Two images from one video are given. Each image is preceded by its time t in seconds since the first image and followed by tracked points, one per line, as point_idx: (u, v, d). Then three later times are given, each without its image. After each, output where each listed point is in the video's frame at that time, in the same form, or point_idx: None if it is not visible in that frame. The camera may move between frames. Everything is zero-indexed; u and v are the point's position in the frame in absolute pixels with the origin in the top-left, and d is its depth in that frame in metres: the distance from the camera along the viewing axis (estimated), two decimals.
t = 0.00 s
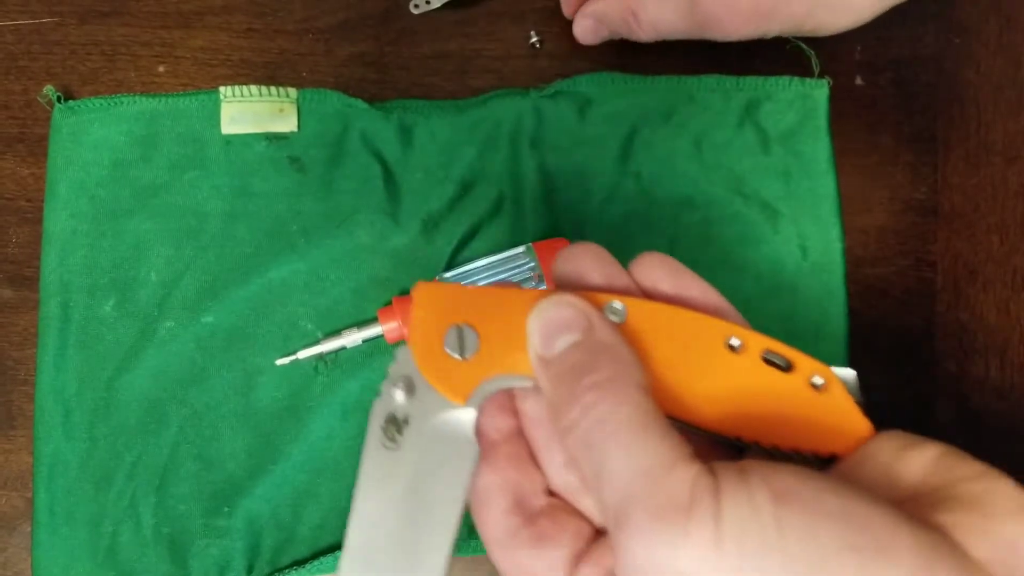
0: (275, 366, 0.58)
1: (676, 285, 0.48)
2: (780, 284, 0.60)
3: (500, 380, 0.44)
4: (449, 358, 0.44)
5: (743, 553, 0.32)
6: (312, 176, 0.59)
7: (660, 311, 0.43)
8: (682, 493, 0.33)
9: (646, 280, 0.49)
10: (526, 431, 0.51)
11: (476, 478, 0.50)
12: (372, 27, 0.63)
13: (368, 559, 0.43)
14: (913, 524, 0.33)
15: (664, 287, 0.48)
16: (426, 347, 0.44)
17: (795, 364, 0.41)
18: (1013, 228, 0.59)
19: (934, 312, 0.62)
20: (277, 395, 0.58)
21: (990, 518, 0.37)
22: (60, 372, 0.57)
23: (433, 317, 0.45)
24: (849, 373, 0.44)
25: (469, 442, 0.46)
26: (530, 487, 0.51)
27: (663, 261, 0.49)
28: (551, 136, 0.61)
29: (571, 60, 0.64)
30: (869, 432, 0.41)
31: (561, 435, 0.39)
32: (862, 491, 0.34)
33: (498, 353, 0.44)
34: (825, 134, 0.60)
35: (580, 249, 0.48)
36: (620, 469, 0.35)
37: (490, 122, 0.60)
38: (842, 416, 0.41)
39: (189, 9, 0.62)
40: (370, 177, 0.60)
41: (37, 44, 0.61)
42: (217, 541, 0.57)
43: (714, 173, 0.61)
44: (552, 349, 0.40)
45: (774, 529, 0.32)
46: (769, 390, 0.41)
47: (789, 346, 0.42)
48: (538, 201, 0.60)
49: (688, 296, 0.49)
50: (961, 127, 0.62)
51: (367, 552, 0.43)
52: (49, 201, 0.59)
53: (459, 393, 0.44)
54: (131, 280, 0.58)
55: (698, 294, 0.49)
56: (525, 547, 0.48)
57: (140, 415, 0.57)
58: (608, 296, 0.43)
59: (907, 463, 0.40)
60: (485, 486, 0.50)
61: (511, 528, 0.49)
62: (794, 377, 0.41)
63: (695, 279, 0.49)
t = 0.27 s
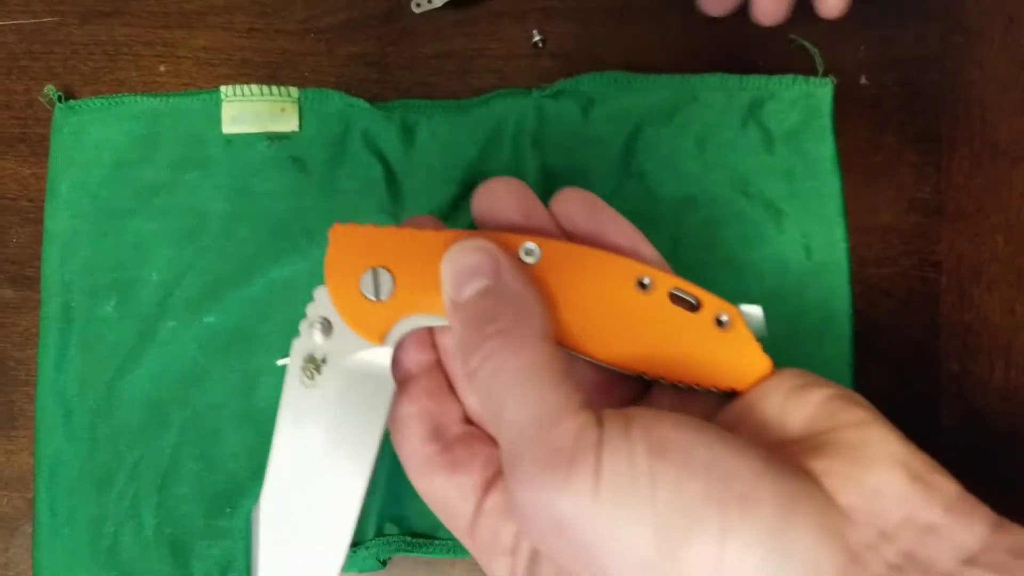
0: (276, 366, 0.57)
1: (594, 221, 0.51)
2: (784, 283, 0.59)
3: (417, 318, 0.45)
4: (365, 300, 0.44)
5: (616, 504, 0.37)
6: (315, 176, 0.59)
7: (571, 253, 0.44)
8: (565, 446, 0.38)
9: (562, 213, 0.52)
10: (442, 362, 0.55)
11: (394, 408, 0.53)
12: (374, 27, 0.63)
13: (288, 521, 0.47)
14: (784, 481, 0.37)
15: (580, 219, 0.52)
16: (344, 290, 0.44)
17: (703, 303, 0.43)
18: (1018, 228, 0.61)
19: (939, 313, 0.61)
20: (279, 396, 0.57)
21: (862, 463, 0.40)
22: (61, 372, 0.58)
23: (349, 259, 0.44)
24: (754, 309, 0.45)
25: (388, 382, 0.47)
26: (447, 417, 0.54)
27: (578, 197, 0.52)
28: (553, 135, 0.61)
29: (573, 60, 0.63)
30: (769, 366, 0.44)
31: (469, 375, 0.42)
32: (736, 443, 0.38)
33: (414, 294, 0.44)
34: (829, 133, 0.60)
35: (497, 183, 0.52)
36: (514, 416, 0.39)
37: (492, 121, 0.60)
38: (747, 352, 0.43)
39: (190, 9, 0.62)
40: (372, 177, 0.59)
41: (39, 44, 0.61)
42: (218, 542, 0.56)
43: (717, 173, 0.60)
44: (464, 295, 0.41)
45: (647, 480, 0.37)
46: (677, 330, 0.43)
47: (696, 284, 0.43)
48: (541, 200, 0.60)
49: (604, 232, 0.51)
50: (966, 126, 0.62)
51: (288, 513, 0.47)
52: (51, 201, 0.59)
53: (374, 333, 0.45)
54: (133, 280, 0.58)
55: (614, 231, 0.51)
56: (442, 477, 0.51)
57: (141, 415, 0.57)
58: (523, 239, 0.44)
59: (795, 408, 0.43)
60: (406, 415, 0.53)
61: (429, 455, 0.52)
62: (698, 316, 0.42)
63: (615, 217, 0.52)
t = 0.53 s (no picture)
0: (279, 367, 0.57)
1: (574, 188, 0.51)
2: (788, 283, 0.59)
3: (386, 280, 0.46)
4: (335, 257, 0.45)
5: (568, 483, 0.37)
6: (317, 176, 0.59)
7: (548, 220, 0.45)
8: (524, 420, 0.38)
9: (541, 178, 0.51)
10: (413, 323, 0.55)
11: (360, 366, 0.53)
12: (377, 26, 0.63)
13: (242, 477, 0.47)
14: (738, 465, 0.38)
15: (561, 188, 0.51)
16: (314, 246, 0.45)
17: (678, 278, 0.44)
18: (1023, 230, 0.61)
19: (945, 313, 0.61)
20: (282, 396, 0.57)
21: (823, 449, 0.40)
22: (63, 373, 0.57)
23: (324, 215, 0.45)
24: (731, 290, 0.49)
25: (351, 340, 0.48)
26: (414, 377, 0.54)
27: (561, 164, 0.51)
28: (557, 135, 0.60)
29: (576, 60, 0.63)
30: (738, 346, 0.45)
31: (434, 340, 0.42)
32: (694, 426, 0.39)
33: (387, 256, 0.45)
34: (834, 133, 0.60)
35: (477, 144, 0.51)
36: (476, 385, 0.39)
37: (495, 121, 0.60)
38: (716, 330, 0.44)
39: (193, 8, 0.62)
40: (374, 176, 0.59)
41: (42, 44, 0.61)
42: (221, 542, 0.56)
43: (721, 172, 0.60)
44: (437, 258, 0.41)
45: (602, 458, 0.37)
46: (647, 304, 0.44)
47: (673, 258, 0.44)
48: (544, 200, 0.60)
49: (584, 200, 0.51)
50: (972, 126, 0.62)
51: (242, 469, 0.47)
52: (54, 201, 0.59)
53: (343, 290, 0.46)
54: (136, 280, 0.58)
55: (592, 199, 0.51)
56: (405, 439, 0.52)
57: (144, 416, 0.57)
58: (500, 203, 0.45)
59: (760, 394, 0.45)
60: (371, 374, 0.53)
61: (392, 414, 0.52)
62: (671, 291, 0.44)
63: (592, 185, 0.51)
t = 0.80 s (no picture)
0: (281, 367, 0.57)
1: (570, 168, 0.51)
2: (789, 284, 0.59)
3: (382, 262, 0.45)
4: (329, 241, 0.45)
5: (562, 468, 0.37)
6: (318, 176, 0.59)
7: (543, 201, 0.44)
8: (518, 405, 0.38)
9: (539, 159, 0.51)
10: (410, 304, 0.55)
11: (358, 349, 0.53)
12: (378, 26, 0.63)
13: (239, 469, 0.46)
14: (731, 449, 0.37)
15: (557, 168, 0.51)
16: (308, 229, 0.45)
17: (675, 258, 0.44)
18: None
19: (946, 312, 0.61)
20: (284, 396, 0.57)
21: (820, 433, 0.40)
22: (65, 373, 0.57)
23: (317, 198, 0.45)
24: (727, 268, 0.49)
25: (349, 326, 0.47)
26: (412, 360, 0.54)
27: (556, 144, 0.51)
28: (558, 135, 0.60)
29: (578, 60, 0.63)
30: (735, 326, 0.45)
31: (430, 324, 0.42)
32: (688, 408, 0.39)
33: (382, 237, 0.45)
34: (836, 133, 0.60)
35: (475, 128, 0.50)
36: (472, 370, 0.39)
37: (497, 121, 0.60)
38: (714, 309, 0.44)
39: (194, 8, 0.62)
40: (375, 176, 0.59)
41: (44, 44, 0.61)
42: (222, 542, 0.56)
43: (723, 172, 0.60)
44: (429, 241, 0.41)
45: (595, 443, 0.37)
46: (644, 284, 0.44)
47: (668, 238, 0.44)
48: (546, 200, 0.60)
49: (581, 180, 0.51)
50: (974, 125, 0.62)
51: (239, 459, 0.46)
52: (55, 202, 0.59)
53: (338, 274, 0.45)
54: (137, 280, 0.58)
55: (590, 180, 0.51)
56: (403, 423, 0.52)
57: (145, 416, 0.57)
58: (495, 184, 0.45)
59: (756, 374, 0.44)
60: (368, 357, 0.53)
61: (392, 399, 0.52)
62: (668, 271, 0.44)
63: (591, 165, 0.51)
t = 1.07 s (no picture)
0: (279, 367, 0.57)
1: (582, 175, 0.51)
2: (788, 284, 0.59)
3: (399, 270, 0.46)
4: (347, 250, 0.45)
5: (588, 472, 0.37)
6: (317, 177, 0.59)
7: (559, 209, 0.45)
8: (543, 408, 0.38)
9: (554, 169, 0.52)
10: (427, 313, 0.55)
11: (375, 357, 0.53)
12: (377, 26, 0.63)
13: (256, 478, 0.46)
14: (755, 450, 0.38)
15: (570, 176, 0.51)
16: (327, 240, 0.45)
17: (692, 263, 0.44)
18: None
19: (945, 312, 0.61)
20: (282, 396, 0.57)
21: (841, 433, 0.41)
22: (63, 373, 0.57)
23: (335, 208, 0.45)
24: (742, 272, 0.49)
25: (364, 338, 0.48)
26: (429, 368, 0.54)
27: (568, 152, 0.52)
28: (557, 135, 0.60)
29: (577, 60, 0.63)
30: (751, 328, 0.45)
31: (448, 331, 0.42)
32: (712, 410, 0.39)
33: (400, 246, 0.45)
34: (834, 133, 0.60)
35: (490, 138, 0.51)
36: (493, 375, 0.39)
37: (496, 121, 0.60)
38: (729, 313, 0.45)
39: (193, 8, 0.62)
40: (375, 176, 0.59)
41: (42, 44, 0.61)
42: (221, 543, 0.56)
43: (722, 172, 0.60)
44: (449, 248, 0.41)
45: (622, 445, 0.37)
46: (662, 289, 0.45)
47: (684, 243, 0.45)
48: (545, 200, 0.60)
49: (593, 185, 0.51)
50: (973, 126, 0.62)
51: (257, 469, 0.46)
52: (53, 202, 0.59)
53: (357, 284, 0.46)
54: (136, 280, 0.58)
55: (605, 188, 0.52)
56: (420, 430, 0.52)
57: (143, 416, 0.57)
58: (510, 193, 0.45)
59: (775, 378, 0.45)
60: (385, 365, 0.54)
61: (408, 406, 0.53)
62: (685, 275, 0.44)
63: (604, 175, 0.52)
